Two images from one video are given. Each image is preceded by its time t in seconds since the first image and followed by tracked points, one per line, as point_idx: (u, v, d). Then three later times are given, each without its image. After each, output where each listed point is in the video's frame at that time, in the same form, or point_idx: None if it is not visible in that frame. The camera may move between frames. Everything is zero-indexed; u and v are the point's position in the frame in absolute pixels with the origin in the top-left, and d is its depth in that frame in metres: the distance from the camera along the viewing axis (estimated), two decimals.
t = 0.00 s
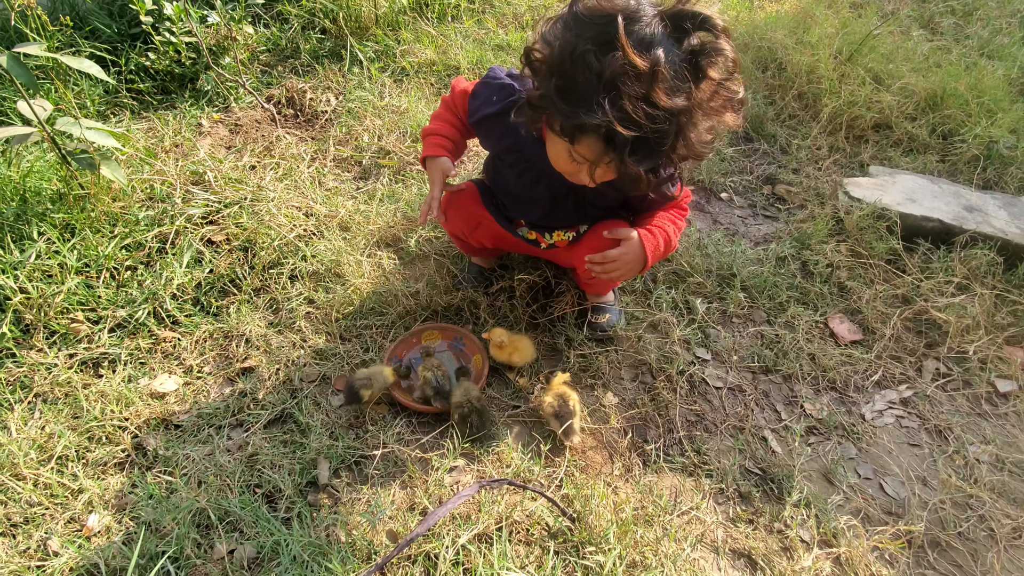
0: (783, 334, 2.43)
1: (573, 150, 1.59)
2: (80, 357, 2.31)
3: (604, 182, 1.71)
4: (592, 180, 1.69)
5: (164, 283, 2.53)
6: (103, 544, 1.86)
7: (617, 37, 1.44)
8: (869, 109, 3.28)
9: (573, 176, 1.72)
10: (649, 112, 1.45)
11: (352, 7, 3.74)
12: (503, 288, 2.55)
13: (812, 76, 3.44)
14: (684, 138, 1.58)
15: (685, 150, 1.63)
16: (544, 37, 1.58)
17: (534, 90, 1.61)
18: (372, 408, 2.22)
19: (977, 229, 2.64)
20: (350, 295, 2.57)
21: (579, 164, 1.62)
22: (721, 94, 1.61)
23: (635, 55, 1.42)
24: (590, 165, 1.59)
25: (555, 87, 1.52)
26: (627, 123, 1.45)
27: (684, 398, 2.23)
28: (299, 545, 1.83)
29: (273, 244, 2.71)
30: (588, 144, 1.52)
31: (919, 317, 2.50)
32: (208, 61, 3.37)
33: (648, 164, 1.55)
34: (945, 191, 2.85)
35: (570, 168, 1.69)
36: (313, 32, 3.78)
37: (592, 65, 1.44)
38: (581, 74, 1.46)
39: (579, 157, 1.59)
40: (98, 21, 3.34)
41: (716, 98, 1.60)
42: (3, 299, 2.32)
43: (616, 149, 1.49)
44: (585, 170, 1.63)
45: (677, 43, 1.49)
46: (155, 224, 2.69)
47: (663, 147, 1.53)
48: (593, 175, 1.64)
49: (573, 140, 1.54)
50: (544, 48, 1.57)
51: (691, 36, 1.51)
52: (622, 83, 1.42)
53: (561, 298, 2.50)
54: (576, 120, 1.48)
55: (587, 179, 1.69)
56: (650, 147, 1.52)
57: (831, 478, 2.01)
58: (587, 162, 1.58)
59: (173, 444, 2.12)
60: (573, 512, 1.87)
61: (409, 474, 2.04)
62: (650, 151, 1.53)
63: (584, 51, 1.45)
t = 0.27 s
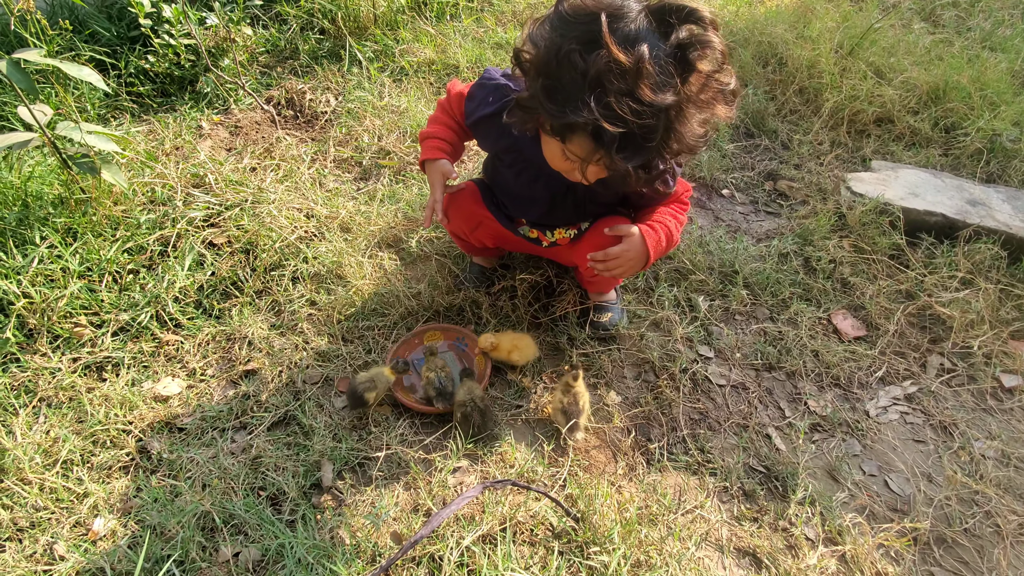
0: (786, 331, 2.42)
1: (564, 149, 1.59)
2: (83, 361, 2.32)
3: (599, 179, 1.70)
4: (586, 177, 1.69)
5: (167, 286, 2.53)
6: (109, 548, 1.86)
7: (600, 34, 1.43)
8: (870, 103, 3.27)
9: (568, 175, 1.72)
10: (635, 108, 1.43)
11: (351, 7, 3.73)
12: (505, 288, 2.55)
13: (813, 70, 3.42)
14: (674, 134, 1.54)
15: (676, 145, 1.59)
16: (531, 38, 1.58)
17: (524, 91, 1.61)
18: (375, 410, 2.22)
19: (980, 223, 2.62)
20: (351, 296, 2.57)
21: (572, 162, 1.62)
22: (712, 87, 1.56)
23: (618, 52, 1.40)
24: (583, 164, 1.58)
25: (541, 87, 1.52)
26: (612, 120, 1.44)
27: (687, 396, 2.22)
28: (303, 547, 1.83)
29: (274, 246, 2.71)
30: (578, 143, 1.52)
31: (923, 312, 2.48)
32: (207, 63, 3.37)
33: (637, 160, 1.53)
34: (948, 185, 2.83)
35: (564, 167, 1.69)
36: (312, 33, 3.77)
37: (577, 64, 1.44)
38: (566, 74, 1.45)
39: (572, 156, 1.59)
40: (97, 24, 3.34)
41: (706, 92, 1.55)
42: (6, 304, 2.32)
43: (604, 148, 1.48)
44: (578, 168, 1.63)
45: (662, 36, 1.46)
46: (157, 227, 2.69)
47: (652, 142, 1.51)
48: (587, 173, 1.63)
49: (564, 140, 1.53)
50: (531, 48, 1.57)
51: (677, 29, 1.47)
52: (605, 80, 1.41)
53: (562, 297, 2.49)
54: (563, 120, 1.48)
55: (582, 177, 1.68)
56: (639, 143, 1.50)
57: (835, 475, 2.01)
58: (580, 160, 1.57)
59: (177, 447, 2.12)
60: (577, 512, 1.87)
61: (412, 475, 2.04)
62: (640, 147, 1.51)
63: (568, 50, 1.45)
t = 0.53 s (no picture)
0: (784, 327, 2.41)
1: (560, 141, 1.58)
2: (82, 363, 2.32)
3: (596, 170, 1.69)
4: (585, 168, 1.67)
5: (164, 287, 2.52)
6: (108, 549, 1.86)
7: (590, 24, 1.43)
8: (869, 98, 3.25)
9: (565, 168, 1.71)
10: (628, 94, 1.42)
11: (347, 6, 3.72)
12: (503, 286, 2.54)
13: (811, 65, 3.41)
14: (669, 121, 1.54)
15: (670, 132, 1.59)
16: (522, 32, 1.58)
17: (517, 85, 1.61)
18: (373, 410, 2.22)
19: (979, 217, 2.61)
20: (349, 296, 2.57)
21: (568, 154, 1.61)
22: (704, 73, 1.57)
23: (608, 40, 1.40)
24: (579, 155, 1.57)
25: (534, 79, 1.51)
26: (606, 107, 1.43)
27: (686, 393, 2.22)
28: (302, 547, 1.83)
29: (272, 246, 2.70)
30: (573, 134, 1.51)
31: (922, 307, 2.48)
32: (204, 63, 3.36)
33: (633, 148, 1.50)
34: (947, 179, 2.83)
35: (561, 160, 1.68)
36: (309, 32, 3.76)
37: (568, 54, 1.43)
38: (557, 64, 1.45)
39: (567, 147, 1.58)
40: (94, 25, 3.33)
41: (698, 78, 1.56)
42: (5, 306, 2.32)
43: (598, 137, 1.47)
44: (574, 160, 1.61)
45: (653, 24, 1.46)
46: (154, 228, 2.69)
47: (647, 129, 1.49)
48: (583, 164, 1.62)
49: (559, 131, 1.53)
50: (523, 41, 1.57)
51: (667, 16, 1.48)
52: (596, 68, 1.41)
53: (560, 295, 2.49)
54: (557, 110, 1.48)
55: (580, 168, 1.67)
56: (633, 131, 1.48)
57: (834, 471, 2.01)
58: (575, 151, 1.56)
59: (176, 448, 2.12)
60: (575, 510, 1.87)
61: (411, 474, 2.04)
62: (635, 135, 1.50)
63: (559, 41, 1.45)
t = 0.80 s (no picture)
0: (785, 322, 2.41)
1: (573, 120, 1.55)
2: (83, 362, 2.32)
3: (609, 152, 1.67)
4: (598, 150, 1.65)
5: (164, 286, 2.52)
6: (110, 548, 1.86)
7: None
8: (868, 92, 3.25)
9: (576, 154, 1.69)
10: (645, 55, 1.42)
11: (345, 4, 3.71)
12: (503, 283, 2.54)
13: (811, 60, 3.40)
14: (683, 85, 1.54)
15: (683, 99, 1.57)
16: (521, 19, 1.58)
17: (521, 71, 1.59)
18: (375, 407, 2.22)
19: (980, 211, 2.61)
20: (349, 294, 2.56)
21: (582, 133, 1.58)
22: (708, 38, 1.58)
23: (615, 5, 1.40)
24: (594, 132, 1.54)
25: (543, 57, 1.49)
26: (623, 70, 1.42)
27: (687, 389, 2.22)
28: (304, 544, 1.83)
29: (272, 245, 2.70)
30: (589, 106, 1.49)
31: (923, 301, 2.48)
32: (202, 62, 3.36)
33: (655, 109, 1.49)
34: (947, 173, 2.82)
35: (572, 144, 1.65)
36: (306, 29, 3.75)
37: (577, 25, 1.42)
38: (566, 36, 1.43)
39: (581, 128, 1.56)
40: (91, 24, 3.32)
41: (704, 42, 1.56)
42: (5, 306, 2.32)
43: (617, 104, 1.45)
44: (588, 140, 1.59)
45: None
46: (153, 227, 2.68)
47: (663, 91, 1.49)
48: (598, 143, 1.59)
49: (573, 106, 1.50)
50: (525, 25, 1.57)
51: None
52: (609, 33, 1.40)
53: (561, 291, 2.49)
54: (571, 82, 1.45)
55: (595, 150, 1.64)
56: (652, 92, 1.47)
57: (836, 466, 2.01)
58: (589, 132, 1.54)
59: (178, 447, 2.12)
60: (577, 506, 1.87)
61: (412, 471, 2.04)
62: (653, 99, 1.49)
63: (566, 15, 1.43)
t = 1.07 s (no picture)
0: (783, 322, 2.41)
1: (573, 123, 1.55)
2: (81, 365, 2.32)
3: (611, 151, 1.67)
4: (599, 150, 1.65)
5: (163, 289, 2.52)
6: (110, 552, 1.87)
7: None
8: (867, 90, 3.24)
9: (577, 155, 1.69)
10: (643, 55, 1.43)
11: (343, 4, 3.70)
12: (501, 284, 2.54)
13: (809, 58, 3.39)
14: (682, 78, 1.54)
15: (683, 94, 1.58)
16: (515, 25, 1.59)
17: (519, 76, 1.59)
18: (373, 409, 2.22)
19: (978, 209, 2.61)
20: (347, 295, 2.56)
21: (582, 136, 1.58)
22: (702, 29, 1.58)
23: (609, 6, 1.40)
24: (595, 134, 1.55)
25: (541, 63, 1.50)
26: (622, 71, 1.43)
27: (685, 389, 2.22)
28: (302, 547, 1.84)
29: (270, 247, 2.70)
30: (589, 110, 1.49)
31: (921, 300, 2.47)
32: (199, 64, 3.35)
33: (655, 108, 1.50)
34: (945, 171, 2.82)
35: (573, 146, 1.65)
36: (304, 30, 3.75)
37: (573, 29, 1.43)
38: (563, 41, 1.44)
39: (581, 130, 1.56)
40: (88, 26, 3.32)
41: (699, 34, 1.57)
42: (3, 310, 2.32)
43: (617, 106, 1.46)
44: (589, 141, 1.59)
45: None
46: (151, 230, 2.68)
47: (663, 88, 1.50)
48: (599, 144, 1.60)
49: (573, 110, 1.51)
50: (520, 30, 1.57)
51: None
52: (606, 35, 1.41)
53: (559, 292, 2.49)
54: (571, 87, 1.46)
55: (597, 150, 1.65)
56: (652, 91, 1.48)
57: (834, 465, 2.01)
58: (590, 133, 1.55)
59: (176, 450, 2.12)
60: (575, 507, 1.87)
61: (410, 474, 2.05)
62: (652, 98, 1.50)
63: (561, 19, 1.44)
